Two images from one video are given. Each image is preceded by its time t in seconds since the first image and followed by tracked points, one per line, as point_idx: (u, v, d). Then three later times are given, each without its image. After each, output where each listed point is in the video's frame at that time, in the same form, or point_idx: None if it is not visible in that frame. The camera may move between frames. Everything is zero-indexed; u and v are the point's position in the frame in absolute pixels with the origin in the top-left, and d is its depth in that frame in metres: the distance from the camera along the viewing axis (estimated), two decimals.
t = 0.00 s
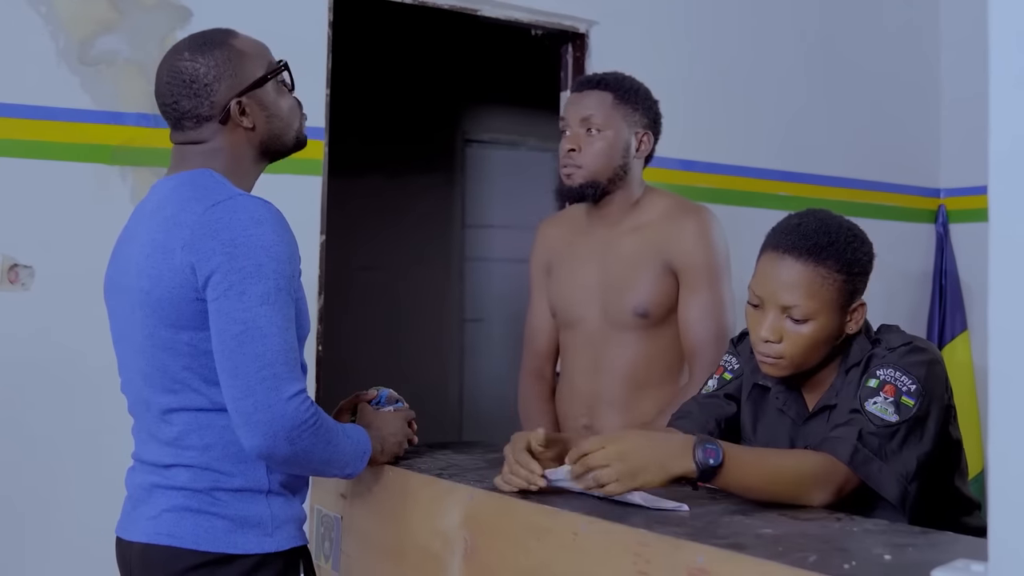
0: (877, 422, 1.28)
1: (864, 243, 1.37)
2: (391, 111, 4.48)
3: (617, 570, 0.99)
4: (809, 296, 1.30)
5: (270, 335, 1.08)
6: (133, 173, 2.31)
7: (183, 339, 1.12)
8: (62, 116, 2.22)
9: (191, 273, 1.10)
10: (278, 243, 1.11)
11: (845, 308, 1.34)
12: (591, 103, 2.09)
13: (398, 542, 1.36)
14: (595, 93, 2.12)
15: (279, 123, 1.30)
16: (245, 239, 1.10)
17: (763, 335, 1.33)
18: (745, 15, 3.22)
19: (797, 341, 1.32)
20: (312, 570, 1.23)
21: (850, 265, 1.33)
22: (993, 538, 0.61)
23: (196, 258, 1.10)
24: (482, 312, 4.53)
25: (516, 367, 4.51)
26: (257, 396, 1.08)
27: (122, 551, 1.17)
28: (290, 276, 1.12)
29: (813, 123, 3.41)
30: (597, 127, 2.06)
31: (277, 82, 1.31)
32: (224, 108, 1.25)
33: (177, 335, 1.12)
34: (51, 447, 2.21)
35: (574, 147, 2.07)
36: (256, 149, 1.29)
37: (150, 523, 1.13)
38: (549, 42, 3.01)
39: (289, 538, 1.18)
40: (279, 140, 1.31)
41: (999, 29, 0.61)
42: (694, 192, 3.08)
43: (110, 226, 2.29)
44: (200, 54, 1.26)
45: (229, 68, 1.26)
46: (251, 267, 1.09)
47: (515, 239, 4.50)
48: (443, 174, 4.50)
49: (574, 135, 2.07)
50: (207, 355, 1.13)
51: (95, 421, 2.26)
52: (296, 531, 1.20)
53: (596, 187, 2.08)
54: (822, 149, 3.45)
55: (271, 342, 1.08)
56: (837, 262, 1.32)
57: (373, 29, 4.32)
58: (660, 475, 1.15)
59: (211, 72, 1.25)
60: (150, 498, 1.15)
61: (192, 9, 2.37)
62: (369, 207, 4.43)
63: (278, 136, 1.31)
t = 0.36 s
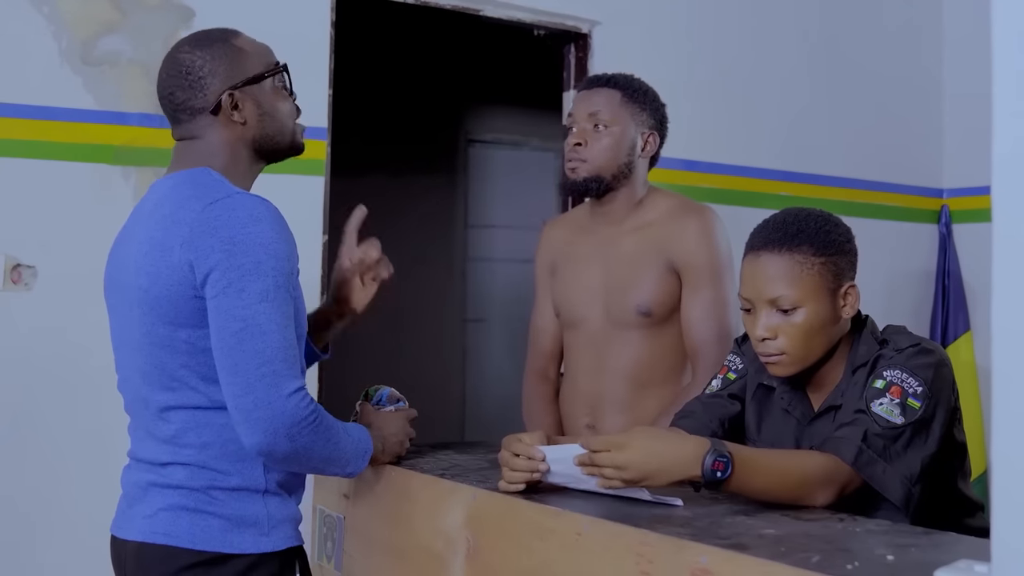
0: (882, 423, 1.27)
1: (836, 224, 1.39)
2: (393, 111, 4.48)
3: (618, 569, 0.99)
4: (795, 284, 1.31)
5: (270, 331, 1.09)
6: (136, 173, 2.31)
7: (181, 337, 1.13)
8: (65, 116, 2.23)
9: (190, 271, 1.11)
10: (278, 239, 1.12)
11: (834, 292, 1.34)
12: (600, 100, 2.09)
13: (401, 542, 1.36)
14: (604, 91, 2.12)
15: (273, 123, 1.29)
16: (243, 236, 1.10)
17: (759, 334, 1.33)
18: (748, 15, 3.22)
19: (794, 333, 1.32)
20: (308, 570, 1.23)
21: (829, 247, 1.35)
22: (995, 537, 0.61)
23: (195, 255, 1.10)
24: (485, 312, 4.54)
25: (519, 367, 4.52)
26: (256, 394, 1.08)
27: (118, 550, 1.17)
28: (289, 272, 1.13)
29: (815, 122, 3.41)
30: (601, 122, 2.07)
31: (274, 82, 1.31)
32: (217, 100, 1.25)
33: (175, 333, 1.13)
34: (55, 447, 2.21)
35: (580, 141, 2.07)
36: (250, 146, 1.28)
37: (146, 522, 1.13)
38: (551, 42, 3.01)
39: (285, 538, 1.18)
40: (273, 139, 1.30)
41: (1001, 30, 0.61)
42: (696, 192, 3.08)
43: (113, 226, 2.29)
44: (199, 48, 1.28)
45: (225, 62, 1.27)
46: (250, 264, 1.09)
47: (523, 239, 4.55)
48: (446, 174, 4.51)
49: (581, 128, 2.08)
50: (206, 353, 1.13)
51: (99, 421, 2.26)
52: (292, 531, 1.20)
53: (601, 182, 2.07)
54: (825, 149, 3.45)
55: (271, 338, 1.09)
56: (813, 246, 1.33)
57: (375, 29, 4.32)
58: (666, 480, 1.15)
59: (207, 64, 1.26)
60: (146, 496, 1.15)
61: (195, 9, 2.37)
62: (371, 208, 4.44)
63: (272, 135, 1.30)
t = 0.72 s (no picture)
0: (883, 423, 1.27)
1: (836, 225, 1.39)
2: (395, 110, 4.49)
3: (621, 569, 0.99)
4: (796, 285, 1.31)
5: (271, 330, 1.08)
6: (138, 173, 2.31)
7: (181, 334, 1.13)
8: (68, 116, 2.23)
9: (189, 269, 1.11)
10: (279, 237, 1.11)
11: (835, 294, 1.34)
12: (599, 100, 2.10)
13: (403, 542, 1.36)
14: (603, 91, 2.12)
15: (282, 122, 1.28)
16: (243, 235, 1.10)
17: (760, 336, 1.33)
18: (750, 15, 3.22)
19: (795, 334, 1.32)
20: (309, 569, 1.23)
21: (829, 248, 1.35)
22: (996, 536, 0.61)
23: (196, 253, 1.10)
24: (487, 312, 4.53)
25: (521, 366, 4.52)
26: (256, 392, 1.08)
27: (121, 545, 1.18)
28: (291, 271, 1.12)
29: (818, 122, 3.41)
30: (604, 123, 2.07)
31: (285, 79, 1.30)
32: (227, 98, 1.25)
33: (175, 330, 1.13)
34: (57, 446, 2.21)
35: (580, 141, 2.06)
36: (264, 145, 1.27)
37: (145, 518, 1.14)
38: (554, 42, 3.01)
39: (282, 538, 1.17)
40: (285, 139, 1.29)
41: (1003, 30, 0.61)
42: (698, 192, 3.08)
43: (115, 225, 2.29)
44: (210, 48, 1.28)
45: (234, 62, 1.27)
46: (250, 262, 1.09)
47: (526, 239, 4.52)
48: (448, 173, 4.51)
49: (581, 128, 2.09)
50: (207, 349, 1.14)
51: (101, 421, 2.26)
52: (291, 532, 1.20)
53: (602, 183, 2.07)
54: (827, 149, 3.44)
55: (273, 337, 1.09)
56: (814, 247, 1.33)
57: (377, 29, 4.32)
58: (669, 481, 1.14)
59: (217, 62, 1.27)
60: (148, 492, 1.16)
61: (198, 9, 2.38)
62: (373, 208, 4.44)
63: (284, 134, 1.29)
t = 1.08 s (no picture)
0: (883, 422, 1.27)
1: (836, 225, 1.39)
2: (395, 110, 4.49)
3: (622, 570, 0.99)
4: (795, 286, 1.31)
5: (264, 325, 1.08)
6: (139, 173, 2.31)
7: (176, 330, 1.13)
8: (69, 116, 2.23)
9: (185, 265, 1.11)
10: (274, 233, 1.11)
11: (835, 293, 1.34)
12: (597, 99, 2.09)
13: (403, 542, 1.36)
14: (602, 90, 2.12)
15: (290, 137, 1.27)
16: (238, 231, 1.10)
17: (760, 336, 1.33)
18: (751, 14, 3.22)
19: (794, 334, 1.32)
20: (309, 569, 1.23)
21: (827, 247, 1.34)
22: (996, 534, 0.61)
23: (190, 249, 1.10)
24: (488, 312, 4.52)
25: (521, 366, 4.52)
26: (249, 387, 1.08)
27: (122, 545, 1.18)
28: (286, 267, 1.12)
29: (818, 121, 3.41)
30: (603, 123, 2.06)
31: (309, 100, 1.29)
32: (245, 98, 1.26)
33: (170, 327, 1.13)
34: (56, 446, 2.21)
35: (579, 140, 2.06)
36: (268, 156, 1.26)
37: (146, 518, 1.14)
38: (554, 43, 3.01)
39: (281, 536, 1.18)
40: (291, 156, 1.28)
41: (1003, 30, 0.61)
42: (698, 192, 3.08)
43: (116, 225, 2.29)
44: (259, 50, 1.30)
45: (265, 68, 1.27)
46: (244, 258, 1.09)
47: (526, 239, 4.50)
48: (448, 173, 4.51)
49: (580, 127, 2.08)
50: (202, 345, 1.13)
51: (100, 422, 2.26)
52: (291, 530, 1.20)
53: (598, 183, 2.07)
54: (827, 149, 3.44)
55: (264, 332, 1.08)
56: (812, 248, 1.33)
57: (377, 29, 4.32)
58: (669, 482, 1.14)
59: (251, 64, 1.28)
60: (148, 492, 1.16)
61: (198, 9, 2.38)
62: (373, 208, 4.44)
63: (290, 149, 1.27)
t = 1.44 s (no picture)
0: (881, 422, 1.27)
1: (837, 224, 1.40)
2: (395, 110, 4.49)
3: (622, 569, 0.99)
4: (799, 288, 1.31)
5: (265, 330, 1.09)
6: (139, 173, 2.31)
7: (179, 332, 1.13)
8: (69, 116, 2.23)
9: (189, 267, 1.11)
10: (278, 239, 1.11)
11: (838, 296, 1.35)
12: (605, 100, 2.07)
13: (404, 542, 1.36)
14: (609, 92, 2.09)
15: (298, 138, 1.27)
16: (243, 234, 1.10)
17: (762, 337, 1.33)
18: (751, 14, 3.22)
19: (796, 336, 1.32)
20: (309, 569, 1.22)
21: (831, 249, 1.34)
22: (996, 533, 0.61)
23: (195, 252, 1.10)
24: (488, 312, 4.52)
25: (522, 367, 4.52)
26: (247, 392, 1.08)
27: (122, 543, 1.18)
28: (289, 273, 1.12)
29: (818, 121, 3.41)
30: (610, 126, 2.04)
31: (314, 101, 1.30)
32: (253, 100, 1.25)
33: (173, 328, 1.13)
34: (53, 446, 2.20)
35: (586, 143, 2.06)
36: (278, 157, 1.27)
37: (146, 517, 1.14)
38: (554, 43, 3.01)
39: (282, 537, 1.18)
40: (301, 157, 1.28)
41: (1003, 31, 0.61)
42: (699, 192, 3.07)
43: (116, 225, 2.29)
44: (257, 51, 1.30)
45: (269, 69, 1.27)
46: (247, 262, 1.09)
47: (527, 239, 4.49)
48: (448, 173, 4.51)
49: (587, 130, 2.06)
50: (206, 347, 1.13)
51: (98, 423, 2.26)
52: (292, 530, 1.20)
53: (607, 186, 2.07)
54: (827, 149, 3.44)
55: (265, 337, 1.08)
56: (817, 250, 1.33)
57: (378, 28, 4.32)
58: (669, 482, 1.14)
59: (255, 66, 1.27)
60: (148, 492, 1.16)
61: (198, 9, 2.38)
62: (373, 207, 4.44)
63: (300, 151, 1.28)
